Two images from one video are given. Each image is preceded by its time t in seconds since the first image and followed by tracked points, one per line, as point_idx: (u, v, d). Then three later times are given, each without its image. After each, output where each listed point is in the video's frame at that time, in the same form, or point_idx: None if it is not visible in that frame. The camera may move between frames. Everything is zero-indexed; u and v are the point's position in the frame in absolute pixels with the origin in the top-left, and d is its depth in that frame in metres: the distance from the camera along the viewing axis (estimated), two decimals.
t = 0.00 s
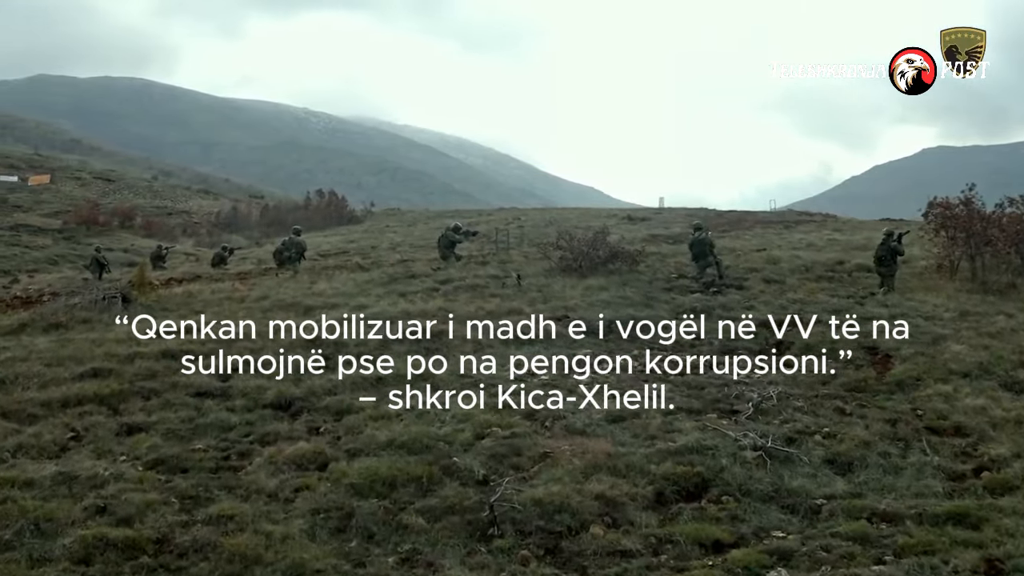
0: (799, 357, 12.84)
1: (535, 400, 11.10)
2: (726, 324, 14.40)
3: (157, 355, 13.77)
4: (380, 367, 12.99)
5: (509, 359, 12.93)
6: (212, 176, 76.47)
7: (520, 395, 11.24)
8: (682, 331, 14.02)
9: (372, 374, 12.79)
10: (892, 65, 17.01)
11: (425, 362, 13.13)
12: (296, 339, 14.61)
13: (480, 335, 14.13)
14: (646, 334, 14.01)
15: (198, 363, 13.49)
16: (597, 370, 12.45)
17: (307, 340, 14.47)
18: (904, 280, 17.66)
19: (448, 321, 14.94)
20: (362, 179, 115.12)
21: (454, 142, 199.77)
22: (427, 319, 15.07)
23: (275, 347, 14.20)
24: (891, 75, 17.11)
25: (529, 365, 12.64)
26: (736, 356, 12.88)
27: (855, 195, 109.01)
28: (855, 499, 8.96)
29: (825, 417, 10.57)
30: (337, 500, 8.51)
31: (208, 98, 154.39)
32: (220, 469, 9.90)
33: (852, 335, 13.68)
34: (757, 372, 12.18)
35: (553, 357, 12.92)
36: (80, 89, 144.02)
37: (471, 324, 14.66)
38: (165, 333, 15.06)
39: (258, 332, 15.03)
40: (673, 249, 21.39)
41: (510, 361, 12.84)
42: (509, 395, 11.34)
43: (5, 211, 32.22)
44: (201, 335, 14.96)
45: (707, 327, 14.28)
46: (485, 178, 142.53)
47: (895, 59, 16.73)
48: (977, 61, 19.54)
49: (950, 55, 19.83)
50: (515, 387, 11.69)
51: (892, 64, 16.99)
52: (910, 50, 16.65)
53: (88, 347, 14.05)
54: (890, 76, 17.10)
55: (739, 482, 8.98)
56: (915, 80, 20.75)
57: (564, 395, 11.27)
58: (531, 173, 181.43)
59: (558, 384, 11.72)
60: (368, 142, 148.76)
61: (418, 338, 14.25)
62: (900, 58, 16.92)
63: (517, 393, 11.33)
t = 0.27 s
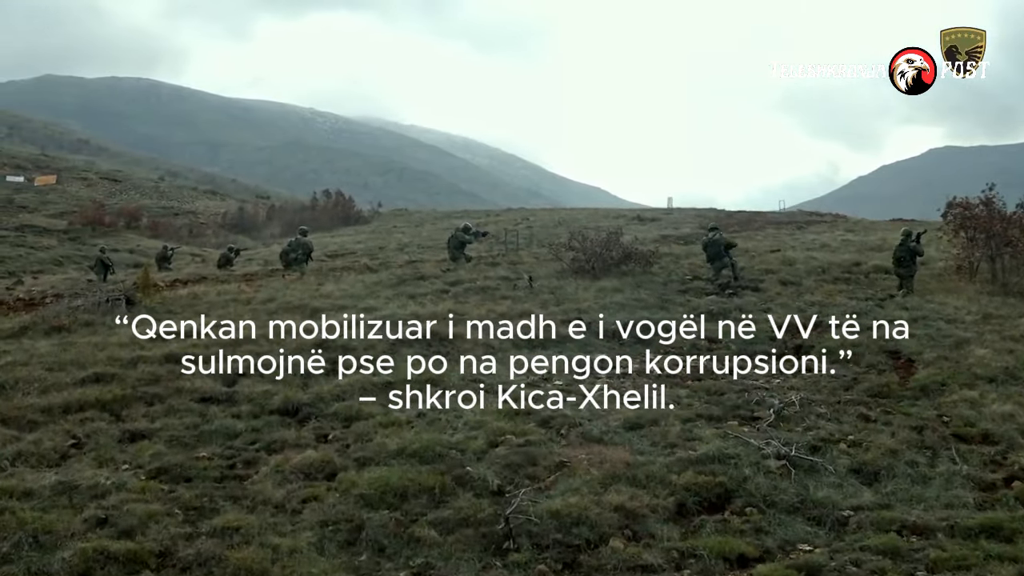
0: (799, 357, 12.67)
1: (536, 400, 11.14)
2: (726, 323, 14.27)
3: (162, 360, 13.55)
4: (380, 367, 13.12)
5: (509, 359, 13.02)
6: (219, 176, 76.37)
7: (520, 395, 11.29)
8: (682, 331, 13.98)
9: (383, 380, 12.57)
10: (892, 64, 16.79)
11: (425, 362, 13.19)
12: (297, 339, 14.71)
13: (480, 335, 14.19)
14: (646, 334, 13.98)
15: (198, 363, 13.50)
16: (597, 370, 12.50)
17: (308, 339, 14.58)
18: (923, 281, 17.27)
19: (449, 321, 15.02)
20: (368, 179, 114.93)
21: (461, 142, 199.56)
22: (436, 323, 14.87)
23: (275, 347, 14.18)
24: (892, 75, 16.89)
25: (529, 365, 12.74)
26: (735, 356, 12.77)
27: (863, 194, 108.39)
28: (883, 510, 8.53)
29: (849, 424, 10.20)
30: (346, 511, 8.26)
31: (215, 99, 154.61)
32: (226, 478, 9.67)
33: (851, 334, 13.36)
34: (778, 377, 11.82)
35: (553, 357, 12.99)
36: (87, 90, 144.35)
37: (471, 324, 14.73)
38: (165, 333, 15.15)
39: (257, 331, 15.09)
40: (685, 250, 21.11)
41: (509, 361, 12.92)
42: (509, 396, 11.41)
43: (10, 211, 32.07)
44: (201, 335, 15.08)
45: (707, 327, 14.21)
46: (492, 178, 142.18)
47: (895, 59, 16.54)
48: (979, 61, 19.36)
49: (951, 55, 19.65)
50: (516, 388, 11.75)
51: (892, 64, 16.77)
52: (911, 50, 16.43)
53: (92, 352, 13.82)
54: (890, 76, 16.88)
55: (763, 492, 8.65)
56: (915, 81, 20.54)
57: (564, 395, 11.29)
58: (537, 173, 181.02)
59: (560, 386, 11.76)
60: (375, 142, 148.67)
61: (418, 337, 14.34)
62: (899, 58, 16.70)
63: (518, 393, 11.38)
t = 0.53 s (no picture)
0: (799, 357, 12.59)
1: (536, 400, 11.25)
2: (726, 324, 14.22)
3: (163, 364, 13.33)
4: (380, 367, 13.18)
5: (509, 359, 13.08)
6: (221, 176, 76.23)
7: (520, 396, 11.43)
8: (682, 331, 13.91)
9: (390, 386, 12.36)
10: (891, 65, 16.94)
11: (425, 362, 13.28)
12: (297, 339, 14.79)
13: (480, 335, 14.26)
14: (646, 334, 13.90)
15: (198, 362, 13.42)
16: (597, 370, 12.53)
17: (308, 339, 14.67)
18: (936, 284, 17.00)
19: (449, 321, 15.14)
20: (370, 179, 114.68)
21: (463, 142, 199.29)
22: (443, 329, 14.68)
23: (276, 348, 14.19)
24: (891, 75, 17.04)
25: (530, 365, 12.81)
26: (736, 355, 12.67)
27: (865, 195, 107.94)
28: (906, 521, 8.18)
29: (868, 430, 9.89)
30: (351, 523, 8.04)
31: (217, 99, 154.62)
32: (229, 487, 9.45)
33: (851, 334, 13.28)
34: (793, 382, 11.54)
35: (553, 357, 13.08)
36: (90, 90, 144.36)
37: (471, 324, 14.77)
38: (165, 333, 15.10)
39: (257, 330, 15.08)
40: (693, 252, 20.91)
41: (510, 361, 12.99)
42: (509, 396, 11.56)
43: (11, 211, 31.89)
44: (201, 335, 15.06)
45: (707, 327, 14.16)
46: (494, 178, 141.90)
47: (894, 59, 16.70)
48: (979, 61, 19.08)
49: (950, 55, 19.38)
50: (516, 388, 11.87)
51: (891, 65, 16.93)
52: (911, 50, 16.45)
53: (93, 355, 13.60)
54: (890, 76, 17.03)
55: (781, 503, 8.37)
56: (914, 81, 20.30)
57: (565, 395, 11.37)
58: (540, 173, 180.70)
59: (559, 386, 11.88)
60: (377, 142, 148.55)
61: (418, 336, 14.42)
62: (898, 57, 16.83)
63: (518, 393, 11.51)
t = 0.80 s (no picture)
0: (799, 357, 12.57)
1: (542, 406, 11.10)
2: (726, 324, 14.21)
3: (161, 371, 13.02)
4: (381, 367, 13.16)
5: (509, 359, 13.08)
6: (219, 177, 75.86)
7: (520, 395, 11.46)
8: (683, 331, 13.88)
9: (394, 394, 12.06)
10: (892, 64, 16.83)
11: (425, 362, 13.29)
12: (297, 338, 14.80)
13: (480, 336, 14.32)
14: (646, 334, 13.84)
15: (198, 363, 13.37)
16: (597, 370, 12.50)
17: (308, 339, 14.71)
18: (948, 286, 16.71)
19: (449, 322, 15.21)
20: (369, 179, 114.23)
21: (462, 142, 199.07)
22: (448, 335, 14.38)
23: (276, 347, 14.21)
24: (892, 75, 16.93)
25: (530, 365, 12.81)
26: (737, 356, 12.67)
27: (864, 194, 107.59)
28: (932, 538, 7.82)
29: (889, 440, 9.56)
30: (355, 540, 7.73)
31: (215, 100, 154.24)
32: (229, 500, 9.14)
33: (851, 334, 13.28)
34: (809, 390, 11.25)
35: (553, 357, 13.09)
36: (87, 90, 143.96)
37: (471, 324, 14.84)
38: (165, 333, 15.11)
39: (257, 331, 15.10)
40: (699, 254, 20.65)
41: (510, 361, 13.00)
42: (509, 395, 11.56)
43: (8, 212, 31.54)
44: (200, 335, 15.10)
45: (707, 327, 14.13)
46: (493, 179, 141.57)
47: (895, 59, 16.66)
48: (979, 61, 18.81)
49: (950, 55, 19.10)
50: (515, 387, 11.89)
51: (892, 64, 16.82)
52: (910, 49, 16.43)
53: (90, 362, 13.30)
54: (890, 76, 16.92)
55: (803, 518, 8.05)
56: (914, 81, 20.02)
57: (565, 395, 11.44)
58: (539, 173, 180.45)
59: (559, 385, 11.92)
60: (376, 142, 148.21)
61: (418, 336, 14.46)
62: (898, 57, 16.71)
63: (517, 393, 11.54)
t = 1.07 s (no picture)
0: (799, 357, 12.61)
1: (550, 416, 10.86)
2: (726, 324, 14.40)
3: (160, 379, 12.71)
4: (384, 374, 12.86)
5: (509, 359, 13.25)
6: (216, 177, 75.45)
7: (520, 395, 11.65)
8: (682, 331, 14.01)
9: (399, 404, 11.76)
10: (892, 64, 17.17)
11: (426, 363, 13.36)
12: (298, 339, 14.97)
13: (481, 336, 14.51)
14: (646, 334, 14.07)
15: (198, 363, 13.40)
16: (597, 370, 12.71)
17: (310, 339, 14.89)
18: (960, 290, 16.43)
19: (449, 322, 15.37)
20: (366, 178, 113.68)
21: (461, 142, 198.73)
22: (453, 343, 14.08)
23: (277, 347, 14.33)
24: (891, 75, 17.27)
25: (529, 365, 12.97)
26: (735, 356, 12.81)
27: (862, 194, 107.09)
28: (961, 556, 7.48)
29: (912, 453, 9.24)
30: (361, 560, 7.42)
31: (214, 99, 153.80)
32: (230, 516, 8.82)
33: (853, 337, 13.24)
34: (826, 399, 10.95)
35: (553, 358, 13.25)
36: (85, 90, 143.47)
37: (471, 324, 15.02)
38: (165, 333, 15.24)
39: (257, 331, 15.26)
40: (705, 257, 20.38)
41: (510, 361, 13.16)
42: (509, 396, 11.74)
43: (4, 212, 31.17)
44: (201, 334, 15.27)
45: (706, 327, 14.32)
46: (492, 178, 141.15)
47: (894, 59, 17.04)
48: (980, 62, 18.52)
49: (950, 55, 18.82)
50: (515, 387, 12.05)
51: (892, 64, 17.17)
52: (911, 50, 16.73)
53: (87, 370, 12.98)
54: (890, 76, 17.27)
55: (827, 536, 7.71)
56: (914, 81, 19.73)
57: (565, 395, 11.66)
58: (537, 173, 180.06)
59: (559, 384, 12.11)
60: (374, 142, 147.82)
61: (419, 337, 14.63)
62: (898, 57, 16.97)
63: (518, 392, 11.71)
